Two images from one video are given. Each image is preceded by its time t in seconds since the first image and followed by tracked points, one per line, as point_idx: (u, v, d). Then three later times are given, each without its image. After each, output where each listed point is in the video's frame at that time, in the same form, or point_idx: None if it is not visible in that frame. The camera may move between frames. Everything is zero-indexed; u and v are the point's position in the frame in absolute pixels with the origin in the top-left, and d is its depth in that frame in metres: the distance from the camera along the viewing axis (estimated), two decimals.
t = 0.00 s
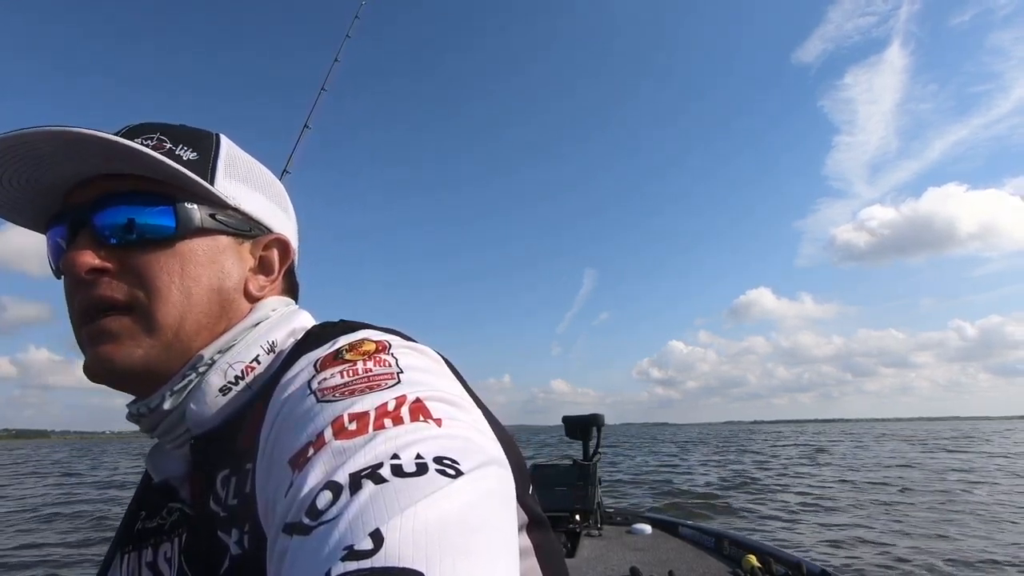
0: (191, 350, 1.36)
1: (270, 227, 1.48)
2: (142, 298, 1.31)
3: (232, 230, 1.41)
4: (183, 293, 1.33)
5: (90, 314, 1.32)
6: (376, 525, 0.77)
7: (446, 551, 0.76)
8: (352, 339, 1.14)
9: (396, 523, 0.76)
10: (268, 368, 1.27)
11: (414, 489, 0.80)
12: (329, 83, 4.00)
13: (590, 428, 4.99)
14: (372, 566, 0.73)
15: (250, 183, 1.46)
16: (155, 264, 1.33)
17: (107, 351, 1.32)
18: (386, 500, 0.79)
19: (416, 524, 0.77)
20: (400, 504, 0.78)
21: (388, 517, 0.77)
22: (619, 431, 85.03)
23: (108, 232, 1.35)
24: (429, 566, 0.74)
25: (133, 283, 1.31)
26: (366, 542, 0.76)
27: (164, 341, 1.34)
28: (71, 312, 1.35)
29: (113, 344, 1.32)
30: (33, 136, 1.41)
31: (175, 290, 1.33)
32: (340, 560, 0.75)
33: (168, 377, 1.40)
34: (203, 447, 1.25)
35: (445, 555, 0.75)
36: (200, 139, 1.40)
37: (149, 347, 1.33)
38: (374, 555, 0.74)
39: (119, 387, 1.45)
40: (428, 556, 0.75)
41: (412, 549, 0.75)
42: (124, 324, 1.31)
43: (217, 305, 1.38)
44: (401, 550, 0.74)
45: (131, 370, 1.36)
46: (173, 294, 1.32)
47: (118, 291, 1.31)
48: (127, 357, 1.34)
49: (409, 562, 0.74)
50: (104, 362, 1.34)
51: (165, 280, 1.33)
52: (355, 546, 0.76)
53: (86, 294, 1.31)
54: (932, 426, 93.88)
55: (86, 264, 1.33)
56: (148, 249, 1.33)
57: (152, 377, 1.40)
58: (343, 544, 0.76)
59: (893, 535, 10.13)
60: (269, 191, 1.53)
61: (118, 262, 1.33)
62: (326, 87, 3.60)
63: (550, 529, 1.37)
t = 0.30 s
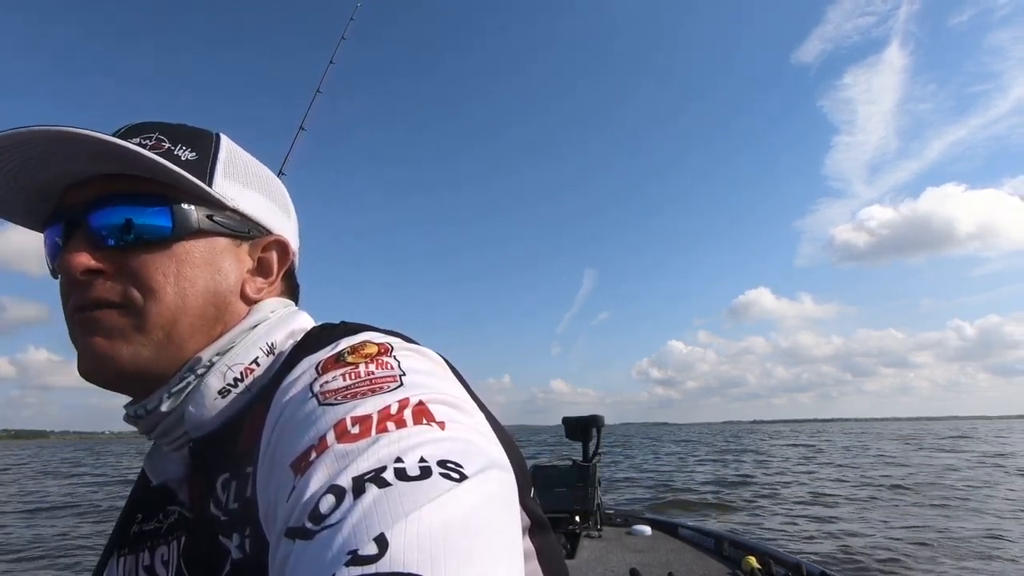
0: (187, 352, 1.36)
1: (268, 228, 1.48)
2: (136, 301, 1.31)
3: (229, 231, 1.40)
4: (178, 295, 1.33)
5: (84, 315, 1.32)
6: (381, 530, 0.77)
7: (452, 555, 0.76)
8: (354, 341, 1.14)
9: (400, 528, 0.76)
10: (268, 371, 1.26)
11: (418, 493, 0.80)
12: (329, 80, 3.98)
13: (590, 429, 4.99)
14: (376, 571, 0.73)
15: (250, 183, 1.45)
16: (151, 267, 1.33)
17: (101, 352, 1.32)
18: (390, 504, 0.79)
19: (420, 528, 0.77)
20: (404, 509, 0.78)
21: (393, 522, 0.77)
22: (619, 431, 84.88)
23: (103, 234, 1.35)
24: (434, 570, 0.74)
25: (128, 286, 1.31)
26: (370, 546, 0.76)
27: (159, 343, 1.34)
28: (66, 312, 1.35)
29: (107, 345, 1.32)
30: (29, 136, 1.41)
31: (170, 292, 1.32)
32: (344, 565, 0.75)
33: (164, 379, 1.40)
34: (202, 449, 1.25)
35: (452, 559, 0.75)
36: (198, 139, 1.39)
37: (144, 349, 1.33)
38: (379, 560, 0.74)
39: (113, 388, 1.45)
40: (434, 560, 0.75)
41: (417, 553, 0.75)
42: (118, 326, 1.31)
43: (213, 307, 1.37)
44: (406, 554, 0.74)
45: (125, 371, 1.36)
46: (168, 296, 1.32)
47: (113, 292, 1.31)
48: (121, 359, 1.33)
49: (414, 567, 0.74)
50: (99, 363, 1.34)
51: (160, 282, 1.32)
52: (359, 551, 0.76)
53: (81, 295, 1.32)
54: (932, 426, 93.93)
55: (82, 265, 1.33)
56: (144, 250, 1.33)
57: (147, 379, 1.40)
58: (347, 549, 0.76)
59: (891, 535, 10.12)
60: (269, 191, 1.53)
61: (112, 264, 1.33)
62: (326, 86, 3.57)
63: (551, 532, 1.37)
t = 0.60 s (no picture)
0: (194, 353, 1.36)
1: (276, 230, 1.48)
2: (145, 301, 1.31)
3: (237, 234, 1.40)
4: (186, 297, 1.33)
5: (94, 315, 1.32)
6: (387, 530, 0.77)
7: (456, 555, 0.76)
8: (359, 343, 1.14)
9: (405, 528, 0.76)
10: (274, 371, 1.26)
11: (422, 494, 0.80)
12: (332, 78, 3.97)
13: (591, 428, 4.99)
14: (383, 569, 0.73)
15: (258, 186, 1.45)
16: (161, 269, 1.33)
17: (110, 353, 1.33)
18: (395, 504, 0.79)
19: (425, 528, 0.77)
20: (409, 509, 0.78)
21: (398, 522, 0.77)
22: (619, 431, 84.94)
23: (115, 236, 1.35)
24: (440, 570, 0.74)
25: (138, 288, 1.32)
26: (376, 545, 0.76)
27: (166, 344, 1.33)
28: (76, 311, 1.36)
29: (114, 346, 1.32)
30: (39, 139, 1.41)
31: (178, 294, 1.33)
32: (350, 564, 0.75)
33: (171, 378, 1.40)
34: (211, 448, 1.25)
35: (456, 558, 0.75)
36: (209, 143, 1.39)
37: (151, 350, 1.33)
38: (385, 559, 0.74)
39: (122, 385, 1.46)
40: (439, 560, 0.75)
41: (423, 552, 0.75)
42: (128, 327, 1.31)
43: (220, 309, 1.37)
44: (412, 553, 0.75)
45: (133, 370, 1.37)
46: (176, 298, 1.32)
47: (123, 294, 1.31)
48: (128, 359, 1.34)
49: (420, 566, 0.74)
50: (108, 364, 1.34)
51: (169, 285, 1.33)
52: (366, 549, 0.76)
53: (91, 296, 1.32)
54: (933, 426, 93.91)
55: (91, 267, 1.33)
56: (154, 253, 1.33)
57: (155, 377, 1.40)
58: (353, 548, 0.76)
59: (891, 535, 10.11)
60: (278, 194, 1.52)
61: (123, 266, 1.33)
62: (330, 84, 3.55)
63: (553, 532, 1.37)
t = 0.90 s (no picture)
0: (191, 353, 1.37)
1: (273, 231, 1.47)
2: (141, 302, 1.31)
3: (232, 235, 1.40)
4: (180, 299, 1.33)
5: (93, 317, 1.33)
6: (379, 524, 0.77)
7: (449, 550, 0.76)
8: (354, 341, 1.14)
9: (397, 522, 0.77)
10: (271, 369, 1.26)
11: (414, 490, 0.80)
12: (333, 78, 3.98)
13: (591, 427, 4.98)
14: (375, 563, 0.73)
15: (255, 188, 1.45)
16: (157, 271, 1.33)
17: (107, 354, 1.34)
18: (388, 500, 0.79)
19: (416, 524, 0.76)
20: (401, 505, 0.78)
21: (390, 517, 0.77)
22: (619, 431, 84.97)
23: (113, 239, 1.35)
24: (431, 565, 0.74)
25: (134, 290, 1.32)
26: (369, 539, 0.76)
27: (162, 345, 1.34)
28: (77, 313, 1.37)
29: (112, 347, 1.33)
30: (37, 145, 1.42)
31: (173, 296, 1.33)
32: (342, 557, 0.75)
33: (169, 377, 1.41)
34: (210, 446, 1.25)
35: (447, 554, 0.75)
36: (204, 145, 1.39)
37: (147, 350, 1.33)
38: (377, 553, 0.74)
39: (123, 385, 1.47)
40: (430, 554, 0.75)
41: (414, 547, 0.75)
42: (125, 329, 1.32)
43: (216, 310, 1.37)
44: (404, 547, 0.75)
45: (131, 370, 1.38)
46: (171, 300, 1.32)
47: (121, 296, 1.32)
48: (126, 359, 1.35)
49: (411, 560, 0.74)
50: (106, 364, 1.35)
51: (164, 287, 1.33)
52: (358, 544, 0.76)
53: (90, 299, 1.33)
54: (934, 425, 93.85)
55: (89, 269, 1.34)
56: (150, 255, 1.33)
57: (152, 375, 1.41)
58: (345, 542, 0.76)
59: (892, 534, 10.09)
60: (276, 195, 1.51)
61: (120, 269, 1.34)
62: (330, 83, 3.56)
63: (551, 528, 1.37)
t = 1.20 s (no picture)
0: (178, 350, 1.37)
1: (263, 230, 1.46)
2: (129, 300, 1.32)
3: (221, 233, 1.39)
4: (168, 296, 1.33)
5: (80, 314, 1.34)
6: (363, 522, 0.77)
7: (433, 547, 0.76)
8: (344, 339, 1.15)
9: (382, 520, 0.77)
10: (260, 369, 1.26)
11: (399, 487, 0.80)
12: (333, 77, 3.96)
13: (590, 427, 4.98)
14: (358, 562, 0.73)
15: (247, 186, 1.44)
16: (143, 268, 1.33)
17: (94, 351, 1.35)
18: (373, 498, 0.79)
19: (402, 521, 0.76)
20: (386, 502, 0.78)
21: (375, 514, 0.77)
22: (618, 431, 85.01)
23: (99, 237, 1.36)
24: (414, 563, 0.74)
25: (120, 287, 1.33)
26: (352, 538, 0.76)
27: (148, 343, 1.35)
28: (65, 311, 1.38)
29: (99, 344, 1.34)
30: (26, 143, 1.43)
31: (159, 293, 1.33)
32: (326, 557, 0.75)
33: (156, 374, 1.41)
34: (199, 446, 1.25)
35: (431, 552, 0.75)
36: (195, 143, 1.39)
37: (136, 348, 1.35)
38: (360, 551, 0.74)
39: (113, 383, 1.47)
40: (416, 551, 0.75)
41: (398, 546, 0.75)
42: (112, 327, 1.33)
43: (202, 308, 1.37)
44: (389, 545, 0.75)
45: (117, 367, 1.39)
46: (157, 298, 1.33)
47: (106, 294, 1.33)
48: (113, 357, 1.36)
49: (395, 558, 0.74)
50: (92, 362, 1.36)
51: (150, 284, 1.33)
52: (341, 543, 0.76)
53: (77, 296, 1.34)
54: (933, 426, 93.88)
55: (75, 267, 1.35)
56: (137, 253, 1.34)
57: (137, 374, 1.41)
58: (329, 541, 0.77)
59: (890, 535, 10.09)
60: (268, 193, 1.51)
61: (106, 266, 1.34)
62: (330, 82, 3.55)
63: (544, 528, 1.36)
